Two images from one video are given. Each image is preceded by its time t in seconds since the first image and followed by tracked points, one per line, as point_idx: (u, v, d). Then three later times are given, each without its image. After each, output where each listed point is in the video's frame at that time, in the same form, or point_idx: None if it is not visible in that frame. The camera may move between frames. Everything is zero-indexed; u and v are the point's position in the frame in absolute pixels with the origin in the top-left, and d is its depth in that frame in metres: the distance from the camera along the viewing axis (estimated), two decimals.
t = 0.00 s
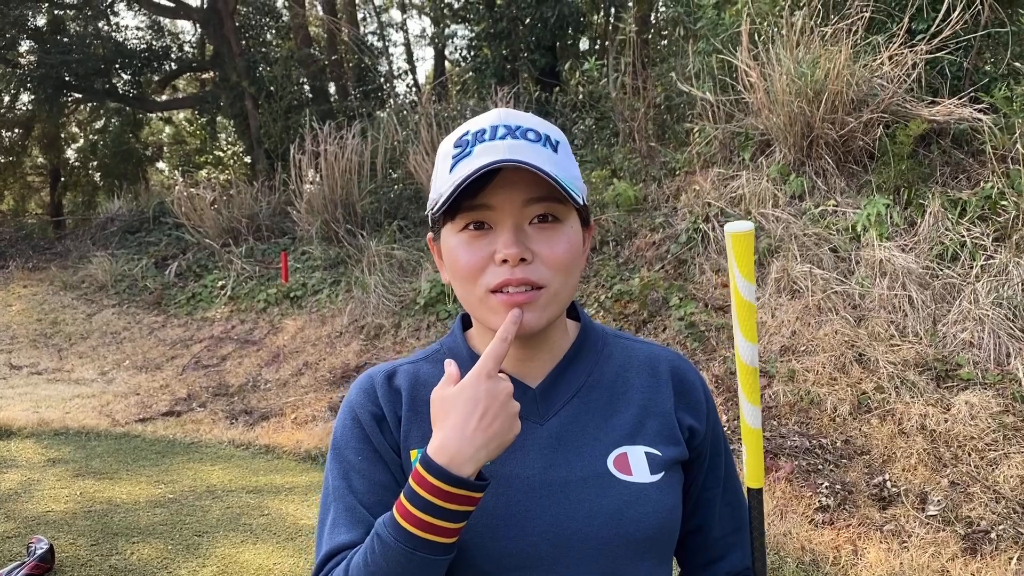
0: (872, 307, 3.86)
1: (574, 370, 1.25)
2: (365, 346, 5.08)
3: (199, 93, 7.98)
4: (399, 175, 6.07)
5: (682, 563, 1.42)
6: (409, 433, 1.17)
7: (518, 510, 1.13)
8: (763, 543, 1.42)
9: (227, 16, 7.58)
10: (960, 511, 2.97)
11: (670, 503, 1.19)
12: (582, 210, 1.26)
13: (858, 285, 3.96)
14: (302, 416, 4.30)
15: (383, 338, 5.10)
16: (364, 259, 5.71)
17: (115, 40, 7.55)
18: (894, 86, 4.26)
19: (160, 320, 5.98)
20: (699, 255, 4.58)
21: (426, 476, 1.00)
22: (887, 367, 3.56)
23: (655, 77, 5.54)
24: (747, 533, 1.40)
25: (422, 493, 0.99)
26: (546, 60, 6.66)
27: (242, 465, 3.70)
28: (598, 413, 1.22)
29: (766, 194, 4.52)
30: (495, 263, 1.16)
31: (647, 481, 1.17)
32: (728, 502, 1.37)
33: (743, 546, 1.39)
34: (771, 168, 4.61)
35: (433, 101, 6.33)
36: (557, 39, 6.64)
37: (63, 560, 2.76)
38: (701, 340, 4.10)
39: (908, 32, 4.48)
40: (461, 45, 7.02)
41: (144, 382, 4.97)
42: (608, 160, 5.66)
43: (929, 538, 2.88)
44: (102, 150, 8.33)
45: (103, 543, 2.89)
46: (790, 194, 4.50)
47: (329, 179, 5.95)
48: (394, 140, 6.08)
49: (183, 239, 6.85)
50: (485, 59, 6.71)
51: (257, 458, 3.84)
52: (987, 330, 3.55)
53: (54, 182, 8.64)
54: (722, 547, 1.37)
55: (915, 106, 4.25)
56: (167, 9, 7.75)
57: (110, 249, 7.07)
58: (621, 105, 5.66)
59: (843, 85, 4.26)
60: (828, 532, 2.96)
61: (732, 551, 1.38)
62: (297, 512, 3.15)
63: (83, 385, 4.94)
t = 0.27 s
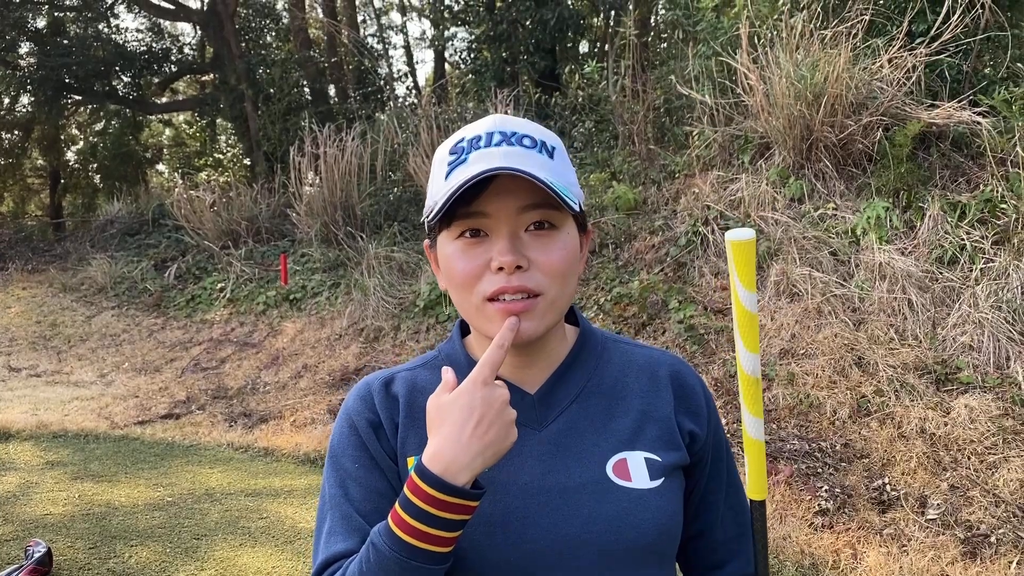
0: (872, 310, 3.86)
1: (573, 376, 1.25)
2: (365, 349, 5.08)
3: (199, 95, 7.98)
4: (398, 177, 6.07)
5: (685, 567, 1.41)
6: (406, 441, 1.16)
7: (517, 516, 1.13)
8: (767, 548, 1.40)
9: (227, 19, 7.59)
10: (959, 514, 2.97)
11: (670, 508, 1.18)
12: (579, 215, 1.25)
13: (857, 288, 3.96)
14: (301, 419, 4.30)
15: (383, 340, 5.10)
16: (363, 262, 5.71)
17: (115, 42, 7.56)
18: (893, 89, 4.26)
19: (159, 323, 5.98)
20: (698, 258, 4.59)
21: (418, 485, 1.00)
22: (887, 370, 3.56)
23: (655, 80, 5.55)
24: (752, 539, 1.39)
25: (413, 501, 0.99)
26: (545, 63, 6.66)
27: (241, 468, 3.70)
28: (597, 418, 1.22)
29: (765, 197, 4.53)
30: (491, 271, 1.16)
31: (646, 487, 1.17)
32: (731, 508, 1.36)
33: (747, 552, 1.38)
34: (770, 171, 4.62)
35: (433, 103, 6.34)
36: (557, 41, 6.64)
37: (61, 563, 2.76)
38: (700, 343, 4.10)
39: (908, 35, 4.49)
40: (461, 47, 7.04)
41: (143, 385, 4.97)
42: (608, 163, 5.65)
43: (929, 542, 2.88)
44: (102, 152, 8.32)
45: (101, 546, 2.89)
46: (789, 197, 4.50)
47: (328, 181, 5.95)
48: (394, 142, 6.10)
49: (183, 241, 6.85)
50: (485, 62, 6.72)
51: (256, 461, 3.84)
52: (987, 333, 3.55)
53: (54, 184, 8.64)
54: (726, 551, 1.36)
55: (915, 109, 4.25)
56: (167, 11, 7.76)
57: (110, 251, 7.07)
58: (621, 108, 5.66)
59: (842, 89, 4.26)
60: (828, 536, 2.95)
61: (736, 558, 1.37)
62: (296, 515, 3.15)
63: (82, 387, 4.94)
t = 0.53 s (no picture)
0: (871, 311, 3.85)
1: (574, 378, 1.25)
2: (363, 351, 5.07)
3: (198, 96, 7.98)
4: (397, 179, 6.08)
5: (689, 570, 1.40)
6: (405, 444, 1.16)
7: (517, 518, 1.12)
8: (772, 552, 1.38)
9: (226, 20, 7.59)
10: (958, 517, 2.96)
11: (673, 510, 1.18)
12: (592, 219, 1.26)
13: (856, 289, 3.95)
14: (300, 421, 4.30)
15: (382, 342, 5.10)
16: (362, 263, 5.71)
17: (114, 44, 7.57)
18: (892, 91, 4.26)
19: (158, 324, 5.97)
20: (697, 260, 4.59)
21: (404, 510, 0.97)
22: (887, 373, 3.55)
23: (654, 82, 5.55)
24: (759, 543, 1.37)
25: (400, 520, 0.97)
26: (545, 65, 6.67)
27: (240, 470, 3.69)
28: (599, 420, 1.21)
29: (764, 199, 4.53)
30: (513, 274, 1.14)
31: (648, 488, 1.16)
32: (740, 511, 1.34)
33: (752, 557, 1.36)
34: (769, 172, 4.62)
35: (433, 105, 6.34)
36: (556, 43, 6.64)
37: (59, 565, 2.75)
38: (699, 345, 4.10)
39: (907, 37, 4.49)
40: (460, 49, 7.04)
41: (141, 386, 4.96)
42: (607, 164, 5.65)
43: (928, 544, 2.87)
44: (101, 153, 8.31)
45: (99, 548, 2.88)
46: (788, 199, 4.50)
47: (327, 183, 5.94)
48: (393, 144, 6.12)
49: (181, 242, 6.85)
50: (484, 63, 6.72)
51: (254, 463, 3.83)
52: (986, 335, 3.54)
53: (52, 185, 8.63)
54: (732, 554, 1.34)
55: (914, 111, 4.25)
56: (166, 12, 7.77)
57: (109, 253, 7.07)
58: (619, 109, 5.64)
59: (841, 90, 4.26)
60: (827, 538, 2.95)
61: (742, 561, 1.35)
62: (294, 517, 3.14)
63: (80, 389, 4.93)
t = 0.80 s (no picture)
0: (869, 313, 3.86)
1: (590, 383, 1.25)
2: (362, 352, 5.07)
3: (197, 97, 7.99)
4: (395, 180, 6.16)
5: None
6: (423, 439, 1.17)
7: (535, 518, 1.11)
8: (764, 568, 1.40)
9: (225, 22, 7.60)
10: (956, 518, 2.97)
11: (684, 516, 1.19)
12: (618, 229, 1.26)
13: (855, 291, 3.96)
14: (298, 422, 4.30)
15: (380, 343, 5.10)
16: (361, 265, 5.72)
17: (113, 45, 7.60)
18: (890, 93, 4.27)
19: (156, 326, 5.97)
20: (696, 261, 4.60)
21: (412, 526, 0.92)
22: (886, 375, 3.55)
23: (652, 84, 5.55)
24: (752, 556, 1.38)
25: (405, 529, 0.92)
26: (543, 67, 6.68)
27: (239, 472, 3.69)
28: (615, 424, 1.22)
29: (762, 201, 4.54)
30: (530, 278, 1.14)
31: (664, 493, 1.17)
32: (738, 523, 1.35)
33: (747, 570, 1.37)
34: (767, 174, 4.63)
35: (431, 106, 6.35)
36: (554, 45, 6.65)
37: (57, 567, 2.75)
38: (698, 346, 4.10)
39: (904, 39, 4.50)
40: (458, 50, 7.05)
41: (140, 388, 4.95)
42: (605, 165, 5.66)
43: (926, 546, 2.87)
44: (99, 155, 8.30)
45: (97, 550, 2.88)
46: (786, 201, 4.50)
47: (326, 184, 5.93)
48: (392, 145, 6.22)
49: (180, 244, 6.85)
50: (483, 65, 6.73)
51: (253, 464, 3.84)
52: (984, 337, 3.55)
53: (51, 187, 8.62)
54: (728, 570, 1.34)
55: (912, 113, 4.27)
56: (165, 14, 7.77)
57: (107, 254, 7.07)
58: (617, 111, 5.63)
59: (839, 92, 4.26)
60: (825, 540, 2.94)
61: None
62: (292, 519, 3.15)
63: (78, 391, 4.92)
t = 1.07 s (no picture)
0: (867, 314, 3.86)
1: (599, 388, 1.24)
2: (360, 353, 5.07)
3: (194, 98, 7.98)
4: (393, 181, 6.14)
5: None
6: (432, 437, 1.16)
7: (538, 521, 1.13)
8: None
9: (223, 22, 7.60)
10: (955, 519, 2.96)
11: (687, 525, 1.19)
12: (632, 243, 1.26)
13: (853, 292, 3.95)
14: (296, 424, 4.29)
15: (378, 344, 5.09)
16: (359, 266, 5.71)
17: (111, 46, 7.60)
18: (888, 93, 4.27)
19: (154, 327, 5.96)
20: (694, 262, 4.60)
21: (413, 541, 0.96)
22: (884, 376, 3.54)
23: (650, 84, 5.55)
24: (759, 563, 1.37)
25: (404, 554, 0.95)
26: (541, 67, 6.68)
27: (236, 474, 3.68)
28: (622, 431, 1.22)
29: (760, 202, 4.54)
30: (530, 296, 1.16)
31: (668, 501, 1.17)
32: (747, 533, 1.34)
33: None
34: (766, 175, 4.63)
35: (429, 107, 6.34)
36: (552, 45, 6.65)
37: (54, 570, 2.74)
38: (696, 347, 4.10)
39: (903, 40, 4.50)
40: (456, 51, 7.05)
41: (137, 390, 4.94)
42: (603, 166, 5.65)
43: (925, 547, 2.87)
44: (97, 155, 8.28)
45: (93, 552, 2.87)
46: (784, 201, 4.50)
47: (324, 185, 5.90)
48: (390, 146, 6.25)
49: (178, 245, 6.84)
50: (481, 66, 6.73)
51: (250, 466, 3.82)
52: (982, 337, 3.55)
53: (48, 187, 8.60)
54: None
55: (909, 114, 4.27)
56: (162, 15, 7.77)
57: (105, 255, 7.06)
58: (615, 112, 5.57)
59: (838, 93, 4.25)
60: (824, 541, 2.94)
61: None
62: (290, 520, 3.14)
63: (75, 392, 4.91)
